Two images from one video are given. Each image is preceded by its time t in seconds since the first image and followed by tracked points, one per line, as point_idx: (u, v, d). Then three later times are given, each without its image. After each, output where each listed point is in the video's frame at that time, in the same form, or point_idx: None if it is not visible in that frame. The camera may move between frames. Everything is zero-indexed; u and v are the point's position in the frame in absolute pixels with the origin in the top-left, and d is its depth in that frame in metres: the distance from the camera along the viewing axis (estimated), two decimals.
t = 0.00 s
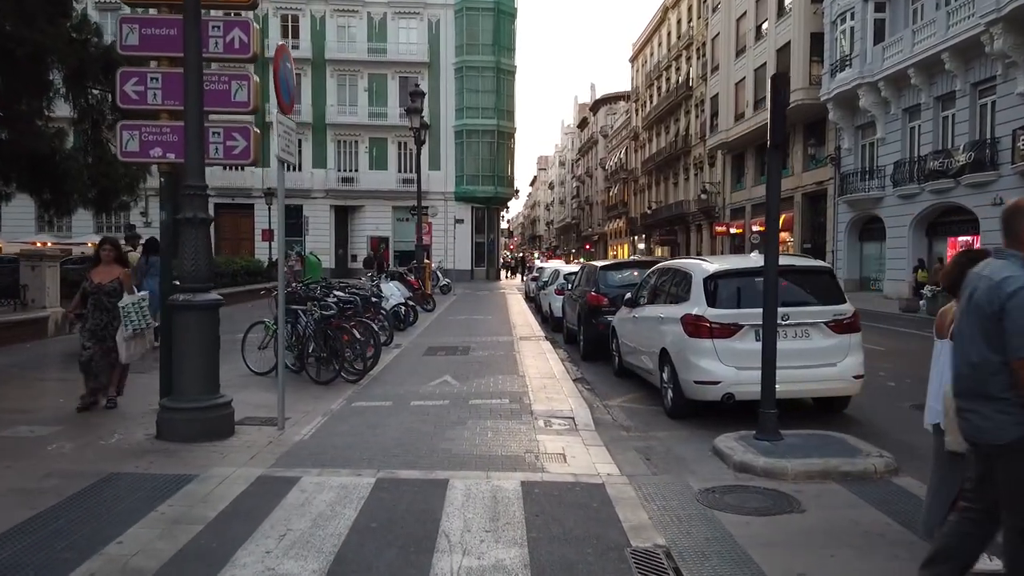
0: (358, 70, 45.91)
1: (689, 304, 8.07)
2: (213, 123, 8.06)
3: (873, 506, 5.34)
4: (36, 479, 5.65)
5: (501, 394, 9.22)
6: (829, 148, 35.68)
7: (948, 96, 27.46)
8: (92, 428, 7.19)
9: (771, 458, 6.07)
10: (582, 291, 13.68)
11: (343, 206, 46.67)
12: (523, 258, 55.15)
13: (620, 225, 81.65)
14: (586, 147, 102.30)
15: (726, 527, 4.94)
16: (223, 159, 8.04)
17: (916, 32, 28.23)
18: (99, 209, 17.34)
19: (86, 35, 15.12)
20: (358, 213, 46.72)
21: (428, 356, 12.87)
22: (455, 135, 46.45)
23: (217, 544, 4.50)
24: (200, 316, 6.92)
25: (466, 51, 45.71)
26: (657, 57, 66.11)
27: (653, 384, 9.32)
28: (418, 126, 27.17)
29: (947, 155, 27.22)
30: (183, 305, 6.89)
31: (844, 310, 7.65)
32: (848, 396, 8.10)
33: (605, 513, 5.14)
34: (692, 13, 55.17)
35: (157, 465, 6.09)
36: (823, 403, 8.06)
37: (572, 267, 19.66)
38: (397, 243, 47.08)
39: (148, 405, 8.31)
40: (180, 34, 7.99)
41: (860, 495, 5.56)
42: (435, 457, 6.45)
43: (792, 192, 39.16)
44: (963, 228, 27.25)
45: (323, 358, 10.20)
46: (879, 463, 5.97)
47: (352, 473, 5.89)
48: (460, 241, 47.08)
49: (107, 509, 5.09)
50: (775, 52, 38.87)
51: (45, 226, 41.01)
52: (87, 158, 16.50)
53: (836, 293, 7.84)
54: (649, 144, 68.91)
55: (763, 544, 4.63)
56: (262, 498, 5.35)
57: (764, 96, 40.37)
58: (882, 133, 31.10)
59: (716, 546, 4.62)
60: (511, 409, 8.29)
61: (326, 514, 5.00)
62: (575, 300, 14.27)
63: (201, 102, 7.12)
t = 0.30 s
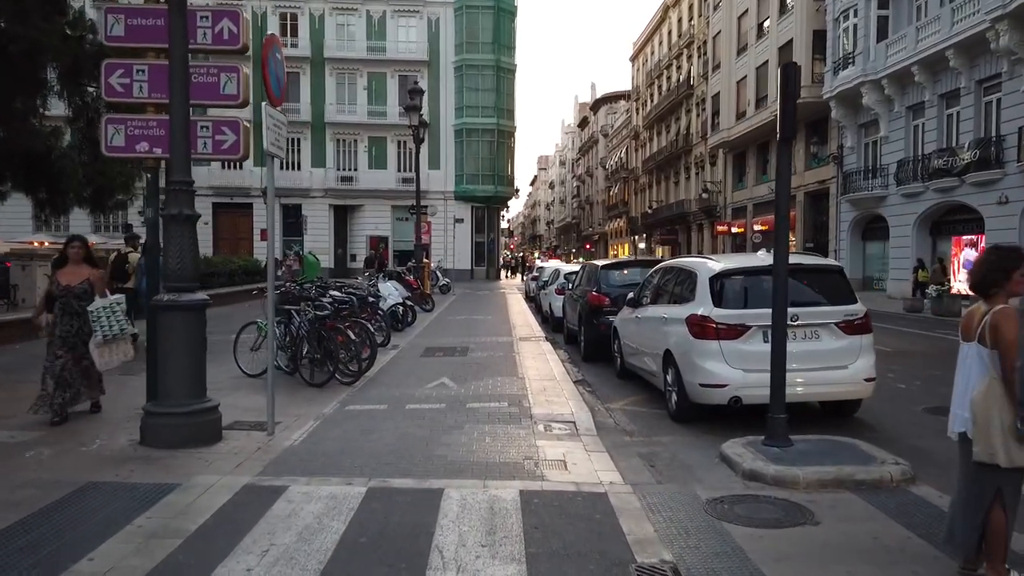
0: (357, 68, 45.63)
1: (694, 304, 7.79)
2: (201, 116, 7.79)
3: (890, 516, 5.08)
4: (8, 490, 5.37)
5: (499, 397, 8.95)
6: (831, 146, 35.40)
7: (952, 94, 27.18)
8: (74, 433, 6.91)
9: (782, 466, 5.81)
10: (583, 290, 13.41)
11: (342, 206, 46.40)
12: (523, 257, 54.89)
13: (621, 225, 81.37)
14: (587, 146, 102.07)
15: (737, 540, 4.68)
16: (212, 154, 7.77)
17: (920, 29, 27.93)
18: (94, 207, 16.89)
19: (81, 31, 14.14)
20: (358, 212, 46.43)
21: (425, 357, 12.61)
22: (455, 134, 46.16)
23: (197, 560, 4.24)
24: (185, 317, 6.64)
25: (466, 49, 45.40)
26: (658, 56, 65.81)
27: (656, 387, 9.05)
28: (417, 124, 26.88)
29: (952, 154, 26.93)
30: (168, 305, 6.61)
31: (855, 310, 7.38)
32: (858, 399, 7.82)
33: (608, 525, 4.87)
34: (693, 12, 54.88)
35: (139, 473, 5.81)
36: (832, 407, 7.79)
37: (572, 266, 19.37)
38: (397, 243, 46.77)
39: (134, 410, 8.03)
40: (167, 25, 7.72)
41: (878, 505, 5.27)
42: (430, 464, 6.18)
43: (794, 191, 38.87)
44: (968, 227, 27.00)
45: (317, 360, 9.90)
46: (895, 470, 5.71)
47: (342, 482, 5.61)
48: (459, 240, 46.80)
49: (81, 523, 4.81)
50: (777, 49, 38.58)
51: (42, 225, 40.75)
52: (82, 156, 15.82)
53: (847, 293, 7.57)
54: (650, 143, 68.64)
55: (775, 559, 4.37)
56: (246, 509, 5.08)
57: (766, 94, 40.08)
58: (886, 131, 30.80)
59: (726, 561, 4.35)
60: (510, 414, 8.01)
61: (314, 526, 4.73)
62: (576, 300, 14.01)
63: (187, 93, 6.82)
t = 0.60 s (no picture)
0: (357, 67, 45.37)
1: (701, 307, 7.54)
2: (191, 113, 7.53)
3: (913, 533, 4.81)
4: None
5: (501, 402, 8.70)
6: (834, 145, 35.14)
7: (957, 92, 26.91)
8: (58, 442, 6.66)
9: (796, 477, 5.56)
10: (585, 291, 13.15)
11: (342, 205, 46.15)
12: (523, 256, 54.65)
13: (621, 224, 81.10)
14: (586, 145, 101.86)
15: (752, 559, 4.42)
16: (202, 152, 7.51)
17: (924, 27, 27.65)
18: (90, 206, 16.55)
19: (76, 29, 13.61)
20: (357, 211, 46.13)
21: (424, 360, 12.36)
22: (454, 133, 45.89)
23: None
24: (173, 321, 6.38)
25: (466, 48, 45.11)
26: (659, 54, 65.51)
27: (661, 391, 8.79)
28: (416, 122, 26.62)
29: (957, 152, 26.66)
30: (155, 310, 6.36)
31: (869, 314, 7.13)
32: (871, 405, 7.58)
33: (616, 543, 4.63)
34: (694, 10, 54.61)
35: (124, 485, 5.57)
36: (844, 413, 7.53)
37: (574, 266, 19.12)
38: (397, 243, 46.51)
39: (122, 416, 7.79)
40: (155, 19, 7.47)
41: (898, 521, 5.03)
42: (429, 474, 5.93)
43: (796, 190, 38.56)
44: (973, 226, 26.77)
45: (313, 364, 9.64)
46: (915, 482, 5.46)
47: (336, 495, 5.35)
48: (459, 240, 46.54)
49: (59, 539, 4.56)
50: (779, 47, 38.31)
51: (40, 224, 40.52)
52: (77, 154, 15.38)
53: (861, 296, 7.30)
54: (651, 142, 68.39)
55: None
56: (235, 524, 4.82)
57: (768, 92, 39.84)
58: (889, 129, 30.53)
59: None
60: (511, 420, 7.75)
61: (305, 545, 4.47)
62: (578, 301, 13.75)
63: (174, 89, 6.55)
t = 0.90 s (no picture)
0: (357, 65, 45.11)
1: (713, 304, 7.25)
2: (183, 102, 7.24)
3: (943, 544, 4.52)
4: None
5: (503, 403, 8.41)
6: (838, 143, 34.82)
7: (963, 89, 26.61)
8: (43, 445, 6.38)
9: (816, 482, 5.28)
10: (589, 289, 12.86)
11: (342, 204, 45.85)
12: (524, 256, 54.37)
13: (622, 224, 80.81)
14: (587, 145, 101.57)
15: (774, 570, 4.14)
16: (195, 142, 7.23)
17: (930, 24, 27.35)
18: (87, 203, 16.29)
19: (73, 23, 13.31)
20: (357, 210, 45.82)
21: (425, 359, 12.07)
22: (455, 132, 45.60)
23: None
24: (162, 318, 6.10)
25: (466, 46, 44.80)
26: (660, 53, 65.23)
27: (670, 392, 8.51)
28: (417, 120, 26.36)
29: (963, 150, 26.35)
30: (143, 305, 6.07)
31: (888, 310, 6.85)
32: (888, 407, 7.29)
33: (628, 553, 4.35)
34: (696, 8, 54.34)
35: (107, 490, 5.29)
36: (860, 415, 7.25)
37: (576, 265, 18.84)
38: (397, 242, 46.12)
39: (110, 418, 7.52)
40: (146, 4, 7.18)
41: (926, 529, 4.74)
42: (430, 478, 5.66)
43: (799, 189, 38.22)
44: (979, 225, 26.48)
45: (310, 363, 9.34)
46: (942, 488, 5.18)
47: (331, 502, 5.07)
48: (460, 239, 46.21)
49: (34, 549, 4.28)
50: (782, 45, 38.03)
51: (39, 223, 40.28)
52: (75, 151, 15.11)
53: (878, 293, 7.02)
54: (652, 141, 68.12)
55: None
56: (224, 532, 4.55)
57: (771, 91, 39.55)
58: (894, 128, 30.22)
59: None
60: (515, 421, 7.47)
61: (298, 555, 4.20)
62: (581, 299, 13.48)
63: (164, 78, 6.27)
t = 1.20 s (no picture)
0: (356, 62, 44.82)
1: (721, 305, 7.00)
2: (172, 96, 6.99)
3: (971, 561, 4.26)
4: None
5: (503, 406, 8.15)
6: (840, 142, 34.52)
7: (967, 86, 26.37)
8: (24, 452, 6.11)
9: (833, 493, 5.02)
10: (591, 288, 12.59)
11: (340, 203, 45.55)
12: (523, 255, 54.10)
13: (622, 223, 80.54)
14: (587, 144, 101.25)
15: None
16: (184, 137, 6.97)
17: (934, 21, 27.10)
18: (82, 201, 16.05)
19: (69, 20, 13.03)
20: (356, 209, 45.51)
21: (423, 361, 11.81)
22: (455, 130, 45.30)
23: None
24: (148, 320, 5.85)
25: (466, 44, 44.52)
26: (660, 52, 64.95)
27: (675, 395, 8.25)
28: (416, 118, 26.09)
29: (967, 148, 26.05)
30: (128, 307, 5.81)
31: (903, 312, 6.60)
32: (902, 412, 7.05)
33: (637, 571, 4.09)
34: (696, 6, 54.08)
35: (88, 501, 5.03)
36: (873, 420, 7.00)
37: (577, 264, 18.58)
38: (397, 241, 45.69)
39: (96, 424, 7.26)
40: None
41: (951, 544, 4.49)
42: (427, 488, 5.41)
43: (801, 187, 37.92)
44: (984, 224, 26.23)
45: (305, 365, 9.06)
46: (966, 500, 4.92)
47: (323, 514, 4.81)
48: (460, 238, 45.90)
49: (5, 567, 4.02)
50: (784, 43, 37.77)
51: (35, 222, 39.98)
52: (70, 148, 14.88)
53: (892, 294, 6.77)
54: (652, 140, 67.85)
55: None
56: (209, 548, 4.29)
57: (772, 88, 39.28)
58: (897, 126, 29.96)
59: None
60: (516, 426, 7.21)
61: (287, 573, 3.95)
62: (583, 299, 13.23)
63: (150, 70, 5.99)
